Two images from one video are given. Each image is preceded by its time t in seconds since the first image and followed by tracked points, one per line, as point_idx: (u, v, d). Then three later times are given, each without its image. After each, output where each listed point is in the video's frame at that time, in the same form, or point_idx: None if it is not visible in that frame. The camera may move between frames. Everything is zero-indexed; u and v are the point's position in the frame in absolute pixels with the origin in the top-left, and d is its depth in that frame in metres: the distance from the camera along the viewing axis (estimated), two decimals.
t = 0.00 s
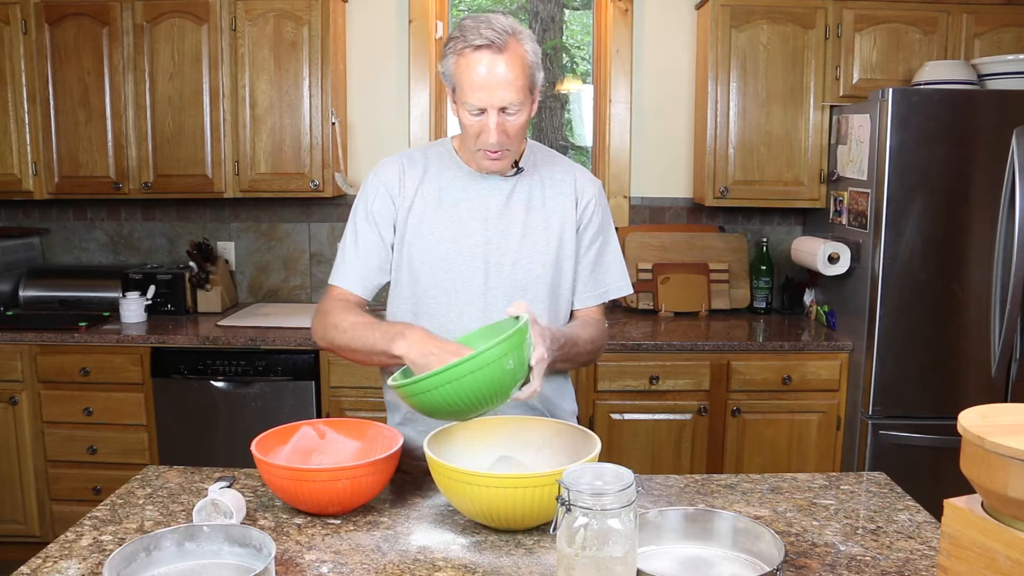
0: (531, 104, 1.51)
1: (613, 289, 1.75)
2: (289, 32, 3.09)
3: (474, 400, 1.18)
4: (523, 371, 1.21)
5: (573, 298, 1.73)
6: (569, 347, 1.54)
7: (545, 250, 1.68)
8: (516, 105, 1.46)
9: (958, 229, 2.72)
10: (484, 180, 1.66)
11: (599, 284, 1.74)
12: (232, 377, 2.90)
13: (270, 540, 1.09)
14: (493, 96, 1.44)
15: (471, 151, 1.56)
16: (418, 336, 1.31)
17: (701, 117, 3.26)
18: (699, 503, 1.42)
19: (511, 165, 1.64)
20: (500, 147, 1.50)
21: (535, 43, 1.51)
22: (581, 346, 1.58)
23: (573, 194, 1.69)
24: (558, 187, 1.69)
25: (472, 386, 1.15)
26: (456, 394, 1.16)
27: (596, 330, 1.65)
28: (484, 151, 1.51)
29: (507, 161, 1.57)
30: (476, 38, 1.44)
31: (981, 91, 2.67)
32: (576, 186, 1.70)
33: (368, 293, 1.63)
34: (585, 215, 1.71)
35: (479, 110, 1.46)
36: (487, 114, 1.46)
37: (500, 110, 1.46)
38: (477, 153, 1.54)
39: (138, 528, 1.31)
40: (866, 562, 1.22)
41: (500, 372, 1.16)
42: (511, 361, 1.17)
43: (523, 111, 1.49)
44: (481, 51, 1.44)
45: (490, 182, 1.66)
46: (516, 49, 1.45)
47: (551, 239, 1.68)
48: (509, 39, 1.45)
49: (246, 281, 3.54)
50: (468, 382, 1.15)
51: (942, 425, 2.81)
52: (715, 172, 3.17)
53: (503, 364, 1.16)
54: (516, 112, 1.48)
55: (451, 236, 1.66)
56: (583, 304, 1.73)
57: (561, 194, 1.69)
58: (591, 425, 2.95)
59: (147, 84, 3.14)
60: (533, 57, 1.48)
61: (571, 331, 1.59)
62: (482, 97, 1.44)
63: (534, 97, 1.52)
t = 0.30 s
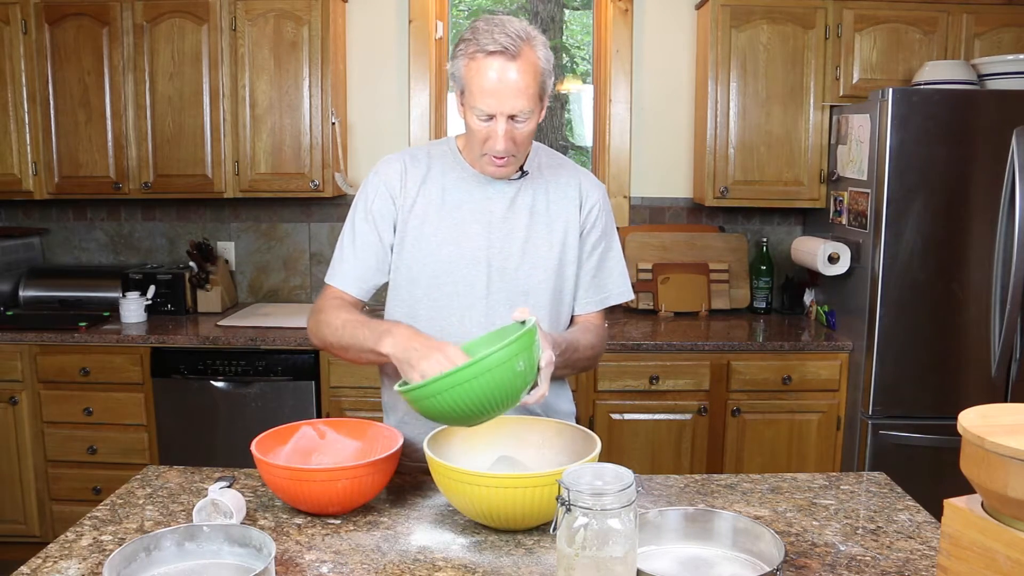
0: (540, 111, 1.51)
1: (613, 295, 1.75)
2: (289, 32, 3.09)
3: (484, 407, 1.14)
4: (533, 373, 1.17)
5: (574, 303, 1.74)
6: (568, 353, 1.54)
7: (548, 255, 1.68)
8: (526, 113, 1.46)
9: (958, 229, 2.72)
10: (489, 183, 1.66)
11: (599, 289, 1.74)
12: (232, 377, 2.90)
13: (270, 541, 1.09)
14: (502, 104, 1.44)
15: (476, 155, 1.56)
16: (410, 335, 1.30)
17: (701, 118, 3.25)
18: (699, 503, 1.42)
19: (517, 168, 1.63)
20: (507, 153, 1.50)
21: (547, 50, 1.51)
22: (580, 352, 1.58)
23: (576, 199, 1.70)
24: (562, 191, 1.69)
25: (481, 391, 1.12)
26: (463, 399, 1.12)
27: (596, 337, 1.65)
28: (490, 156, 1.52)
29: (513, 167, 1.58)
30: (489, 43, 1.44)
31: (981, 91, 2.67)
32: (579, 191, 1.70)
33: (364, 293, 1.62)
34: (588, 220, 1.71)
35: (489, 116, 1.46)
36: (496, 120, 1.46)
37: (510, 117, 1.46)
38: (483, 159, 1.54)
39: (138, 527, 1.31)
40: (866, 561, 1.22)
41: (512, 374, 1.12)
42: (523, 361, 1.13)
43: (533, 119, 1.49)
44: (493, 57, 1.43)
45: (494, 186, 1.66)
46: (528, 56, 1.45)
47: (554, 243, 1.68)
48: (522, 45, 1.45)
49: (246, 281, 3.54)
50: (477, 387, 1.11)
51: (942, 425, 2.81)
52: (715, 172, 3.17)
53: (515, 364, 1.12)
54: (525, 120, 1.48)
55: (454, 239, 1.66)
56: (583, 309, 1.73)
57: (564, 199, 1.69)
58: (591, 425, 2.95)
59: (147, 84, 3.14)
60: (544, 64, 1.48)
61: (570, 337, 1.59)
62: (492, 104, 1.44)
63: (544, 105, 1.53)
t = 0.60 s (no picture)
0: (536, 110, 1.51)
1: (616, 293, 1.75)
2: (289, 32, 3.09)
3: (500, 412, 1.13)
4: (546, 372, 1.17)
5: (575, 303, 1.73)
6: (571, 355, 1.54)
7: (549, 254, 1.68)
8: (521, 112, 1.46)
9: (958, 229, 2.72)
10: (489, 183, 1.66)
11: (600, 289, 1.74)
12: (232, 377, 2.90)
13: (270, 541, 1.09)
14: (497, 104, 1.44)
15: (474, 155, 1.56)
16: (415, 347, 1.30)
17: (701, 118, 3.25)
18: (699, 503, 1.42)
19: (517, 168, 1.63)
20: (504, 153, 1.50)
21: (542, 47, 1.51)
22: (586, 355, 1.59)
23: (577, 198, 1.70)
24: (562, 190, 1.69)
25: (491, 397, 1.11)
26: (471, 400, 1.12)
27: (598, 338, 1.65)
28: (488, 157, 1.52)
29: (511, 167, 1.58)
30: (481, 43, 1.44)
31: (981, 91, 2.67)
32: (580, 190, 1.70)
33: (366, 294, 1.63)
34: (589, 218, 1.71)
35: (484, 116, 1.46)
36: (491, 121, 1.46)
37: (505, 117, 1.46)
38: (481, 159, 1.54)
39: (138, 527, 1.31)
40: (866, 561, 1.22)
41: (523, 378, 1.12)
42: (534, 365, 1.13)
43: (529, 117, 1.49)
44: (486, 57, 1.43)
45: (495, 187, 1.66)
46: (522, 54, 1.45)
47: (555, 243, 1.68)
48: (515, 44, 1.44)
49: (246, 281, 3.54)
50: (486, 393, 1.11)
51: (942, 425, 2.81)
52: (715, 172, 3.17)
53: (526, 369, 1.12)
54: (521, 119, 1.47)
55: (455, 239, 1.66)
56: (585, 308, 1.73)
57: (564, 198, 1.69)
58: (591, 425, 2.95)
59: (147, 84, 3.14)
60: (539, 62, 1.48)
61: (572, 340, 1.59)
62: (486, 104, 1.44)
63: (540, 102, 1.52)
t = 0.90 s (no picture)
0: (532, 105, 1.51)
1: (613, 292, 1.75)
2: (289, 32, 3.09)
3: (512, 408, 1.13)
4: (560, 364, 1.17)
5: (575, 302, 1.74)
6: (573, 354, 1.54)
7: (549, 252, 1.68)
8: (518, 106, 1.46)
9: (958, 230, 2.72)
10: (489, 181, 1.66)
11: (600, 287, 1.74)
12: (232, 377, 2.90)
13: (270, 541, 1.09)
14: (493, 99, 1.43)
15: (473, 153, 1.56)
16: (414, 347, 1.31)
17: (701, 117, 3.25)
18: (699, 503, 1.42)
19: (515, 166, 1.64)
20: (503, 148, 1.50)
21: (535, 42, 1.51)
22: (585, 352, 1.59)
23: (576, 196, 1.70)
24: (561, 189, 1.69)
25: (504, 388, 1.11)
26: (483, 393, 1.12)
27: (599, 335, 1.65)
28: (487, 153, 1.52)
29: (510, 163, 1.58)
30: (474, 40, 1.44)
31: (981, 91, 2.67)
32: (579, 188, 1.70)
33: (373, 296, 1.63)
34: (588, 216, 1.71)
35: (480, 113, 1.46)
36: (488, 116, 1.46)
37: (501, 111, 1.45)
38: (480, 155, 1.54)
39: (137, 528, 1.31)
40: (866, 561, 1.22)
41: (539, 364, 1.12)
42: (548, 351, 1.13)
43: (525, 112, 1.49)
44: (479, 53, 1.43)
45: (494, 185, 1.66)
46: (515, 48, 1.45)
47: (555, 241, 1.68)
48: (508, 39, 1.45)
49: (246, 281, 3.54)
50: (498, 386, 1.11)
51: (942, 425, 2.81)
52: (715, 172, 3.17)
53: (541, 355, 1.12)
54: (518, 113, 1.47)
55: (455, 238, 1.66)
56: (584, 307, 1.73)
57: (564, 196, 1.69)
58: (591, 425, 2.95)
59: (147, 84, 3.14)
60: (532, 55, 1.48)
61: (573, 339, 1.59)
62: (483, 100, 1.44)
63: (536, 97, 1.52)
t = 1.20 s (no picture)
0: (531, 104, 1.51)
1: (612, 287, 1.76)
2: (289, 32, 3.09)
3: (537, 402, 1.19)
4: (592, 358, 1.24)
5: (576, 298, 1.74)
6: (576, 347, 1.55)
7: (549, 251, 1.68)
8: (517, 105, 1.46)
9: (958, 230, 2.72)
10: (486, 181, 1.65)
11: (599, 283, 1.75)
12: (232, 377, 2.90)
13: (270, 541, 1.09)
14: (493, 98, 1.43)
15: (473, 154, 1.56)
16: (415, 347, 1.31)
17: (701, 117, 3.26)
18: (699, 503, 1.42)
19: (513, 167, 1.63)
20: (503, 148, 1.49)
21: (532, 41, 1.51)
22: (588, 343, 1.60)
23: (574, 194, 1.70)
24: (559, 188, 1.69)
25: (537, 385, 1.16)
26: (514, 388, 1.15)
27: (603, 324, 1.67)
28: (487, 153, 1.51)
29: (509, 163, 1.57)
30: (472, 39, 1.44)
31: (980, 91, 2.67)
32: (577, 185, 1.71)
33: (364, 304, 1.65)
34: (586, 213, 1.71)
35: (480, 112, 1.46)
36: (488, 116, 1.46)
37: (501, 111, 1.45)
38: (479, 155, 1.54)
39: (137, 528, 1.31)
40: (866, 561, 1.22)
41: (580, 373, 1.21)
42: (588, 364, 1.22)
43: (524, 111, 1.48)
44: (478, 52, 1.44)
45: (492, 184, 1.65)
46: (515, 47, 1.45)
47: (554, 240, 1.68)
48: (506, 38, 1.45)
49: (246, 281, 3.54)
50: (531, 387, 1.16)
51: (942, 425, 2.81)
52: (715, 172, 3.17)
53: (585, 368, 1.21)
54: (517, 113, 1.47)
55: (454, 239, 1.66)
56: (585, 302, 1.75)
57: (562, 195, 1.69)
58: (591, 425, 2.95)
59: (147, 84, 3.14)
60: (531, 55, 1.48)
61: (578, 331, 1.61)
62: (482, 99, 1.44)
63: (534, 97, 1.52)
